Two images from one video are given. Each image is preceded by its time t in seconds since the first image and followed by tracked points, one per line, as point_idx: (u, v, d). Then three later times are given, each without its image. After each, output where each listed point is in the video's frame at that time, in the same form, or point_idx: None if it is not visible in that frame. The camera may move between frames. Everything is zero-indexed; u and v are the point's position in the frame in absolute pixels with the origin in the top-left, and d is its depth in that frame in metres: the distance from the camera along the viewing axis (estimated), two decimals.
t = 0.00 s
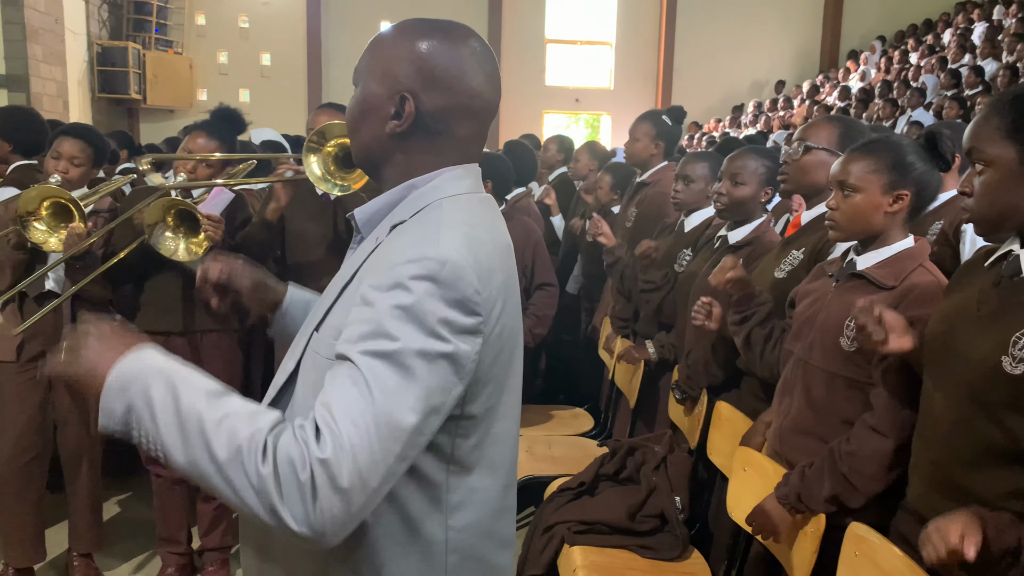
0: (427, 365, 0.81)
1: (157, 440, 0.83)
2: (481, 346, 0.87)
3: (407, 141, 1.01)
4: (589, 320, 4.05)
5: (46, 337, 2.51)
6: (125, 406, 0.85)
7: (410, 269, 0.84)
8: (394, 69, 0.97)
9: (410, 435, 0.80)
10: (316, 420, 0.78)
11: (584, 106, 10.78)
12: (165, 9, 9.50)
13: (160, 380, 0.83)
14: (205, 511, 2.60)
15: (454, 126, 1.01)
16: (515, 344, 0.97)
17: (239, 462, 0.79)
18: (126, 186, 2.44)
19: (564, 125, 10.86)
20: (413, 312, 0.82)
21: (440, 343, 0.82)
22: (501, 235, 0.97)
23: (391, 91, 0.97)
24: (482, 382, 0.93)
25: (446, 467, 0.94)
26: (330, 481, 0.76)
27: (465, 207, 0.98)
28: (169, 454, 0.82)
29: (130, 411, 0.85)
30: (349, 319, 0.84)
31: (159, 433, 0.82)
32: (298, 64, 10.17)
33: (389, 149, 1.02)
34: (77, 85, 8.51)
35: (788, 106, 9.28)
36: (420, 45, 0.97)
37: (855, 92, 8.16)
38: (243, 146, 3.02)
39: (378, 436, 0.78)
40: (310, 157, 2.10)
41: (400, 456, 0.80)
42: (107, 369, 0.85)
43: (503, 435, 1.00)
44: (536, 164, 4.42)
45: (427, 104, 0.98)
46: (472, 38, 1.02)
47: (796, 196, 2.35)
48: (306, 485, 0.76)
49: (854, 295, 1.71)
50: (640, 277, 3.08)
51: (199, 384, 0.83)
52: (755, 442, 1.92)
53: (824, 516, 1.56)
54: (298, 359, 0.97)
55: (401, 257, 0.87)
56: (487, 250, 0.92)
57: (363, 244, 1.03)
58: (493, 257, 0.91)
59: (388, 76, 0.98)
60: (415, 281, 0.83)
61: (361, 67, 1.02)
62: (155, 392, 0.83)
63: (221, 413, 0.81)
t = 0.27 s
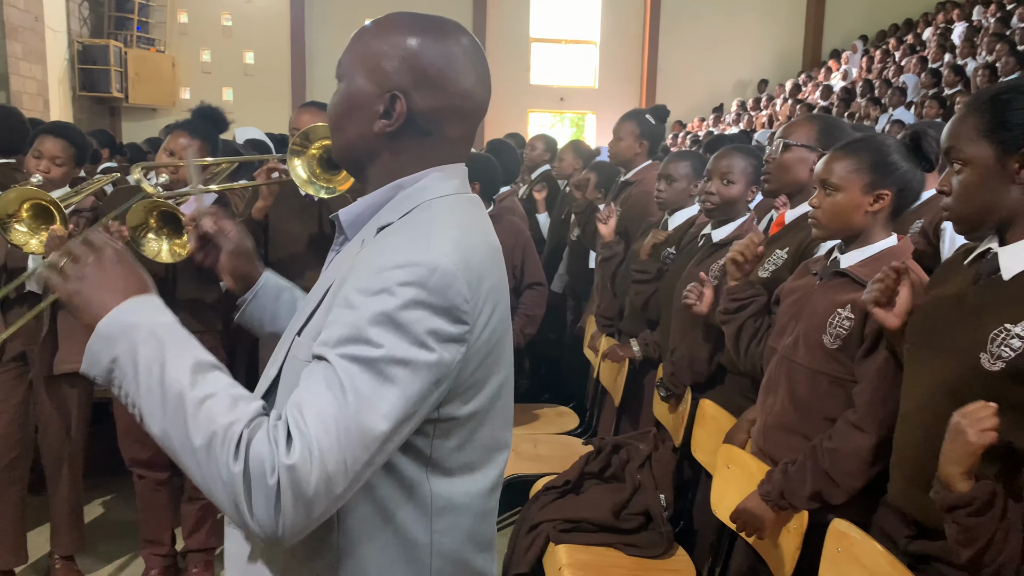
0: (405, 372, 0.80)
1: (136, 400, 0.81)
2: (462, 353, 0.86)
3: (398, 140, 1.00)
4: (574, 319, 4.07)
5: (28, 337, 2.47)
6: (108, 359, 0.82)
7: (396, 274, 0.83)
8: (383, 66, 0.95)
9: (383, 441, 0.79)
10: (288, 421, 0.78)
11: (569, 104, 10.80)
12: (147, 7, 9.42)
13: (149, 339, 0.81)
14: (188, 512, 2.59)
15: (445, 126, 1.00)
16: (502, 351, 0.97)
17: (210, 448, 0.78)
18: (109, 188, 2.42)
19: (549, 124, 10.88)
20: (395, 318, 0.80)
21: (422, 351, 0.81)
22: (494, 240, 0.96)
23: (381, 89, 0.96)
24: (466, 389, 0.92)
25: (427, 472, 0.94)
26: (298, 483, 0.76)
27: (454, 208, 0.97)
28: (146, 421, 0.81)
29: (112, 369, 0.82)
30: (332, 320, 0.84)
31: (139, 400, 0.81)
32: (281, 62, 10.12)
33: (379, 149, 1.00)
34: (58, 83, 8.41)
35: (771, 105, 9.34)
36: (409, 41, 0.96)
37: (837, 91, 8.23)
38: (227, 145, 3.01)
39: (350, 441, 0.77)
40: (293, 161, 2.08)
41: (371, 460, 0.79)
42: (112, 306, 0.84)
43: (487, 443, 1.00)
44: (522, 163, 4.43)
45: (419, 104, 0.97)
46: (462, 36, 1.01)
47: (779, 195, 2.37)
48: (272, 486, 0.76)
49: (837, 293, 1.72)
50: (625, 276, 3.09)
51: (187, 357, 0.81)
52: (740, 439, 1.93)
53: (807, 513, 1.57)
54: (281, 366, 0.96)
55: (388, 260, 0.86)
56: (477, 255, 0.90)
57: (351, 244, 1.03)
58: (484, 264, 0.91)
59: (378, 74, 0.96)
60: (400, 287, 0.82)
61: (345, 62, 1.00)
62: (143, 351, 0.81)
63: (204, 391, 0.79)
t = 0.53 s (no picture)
0: (397, 383, 0.76)
1: (94, 479, 0.73)
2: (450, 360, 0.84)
3: (373, 142, 0.99)
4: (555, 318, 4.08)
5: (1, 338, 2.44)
6: (57, 445, 0.74)
7: (377, 283, 0.80)
8: (350, 67, 0.95)
9: (379, 457, 0.75)
10: (275, 448, 0.72)
11: (550, 104, 10.80)
12: (123, 4, 9.26)
13: (98, 414, 0.74)
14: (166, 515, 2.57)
15: (421, 124, 1.00)
16: (485, 355, 0.94)
17: (189, 494, 0.72)
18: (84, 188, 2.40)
19: (530, 123, 10.88)
20: (380, 328, 0.77)
21: (410, 358, 0.78)
22: (472, 242, 0.95)
23: (351, 92, 0.95)
24: (453, 398, 0.89)
25: (417, 485, 0.91)
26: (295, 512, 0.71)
27: (429, 211, 0.96)
28: (108, 494, 0.73)
29: (65, 450, 0.74)
30: (310, 336, 0.80)
31: (97, 472, 0.73)
32: (261, 61, 10.04)
33: (355, 151, 1.00)
34: (32, 81, 8.21)
35: (750, 105, 9.40)
36: (373, 37, 0.95)
37: (815, 91, 8.30)
38: (205, 144, 2.98)
39: (345, 461, 0.72)
40: (272, 158, 2.07)
41: (369, 479, 0.75)
42: (43, 405, 0.74)
43: (473, 449, 0.97)
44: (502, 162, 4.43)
45: (392, 103, 0.97)
46: (429, 31, 1.01)
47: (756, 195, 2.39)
48: (263, 517, 0.70)
49: (818, 292, 1.74)
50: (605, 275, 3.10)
51: (142, 418, 0.75)
52: (719, 436, 1.94)
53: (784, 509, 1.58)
54: (258, 384, 0.93)
55: (367, 269, 0.83)
56: (458, 259, 0.89)
57: (325, 253, 1.01)
58: (464, 267, 0.89)
59: (346, 76, 0.95)
60: (382, 295, 0.79)
61: (309, 65, 0.98)
62: (95, 427, 0.73)
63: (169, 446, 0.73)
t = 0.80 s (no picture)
0: (352, 381, 0.74)
1: (44, 399, 0.72)
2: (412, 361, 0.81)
3: (376, 138, 0.98)
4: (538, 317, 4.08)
5: None
6: (15, 346, 0.72)
7: (344, 277, 0.78)
8: (357, 62, 0.92)
9: (323, 455, 0.73)
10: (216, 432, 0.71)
11: (533, 103, 10.81)
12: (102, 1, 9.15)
13: (64, 333, 0.71)
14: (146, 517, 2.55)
15: (426, 123, 1.01)
16: (454, 358, 0.92)
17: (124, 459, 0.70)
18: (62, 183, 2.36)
19: (513, 123, 10.88)
20: (342, 324, 0.75)
21: (369, 359, 0.75)
22: (450, 244, 0.92)
23: (362, 87, 0.93)
24: (415, 400, 0.87)
25: (374, 485, 0.89)
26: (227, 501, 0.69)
27: (410, 210, 0.94)
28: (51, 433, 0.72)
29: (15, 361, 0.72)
30: (271, 326, 0.78)
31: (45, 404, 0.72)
32: (242, 60, 9.96)
33: (355, 148, 0.97)
34: (9, 78, 8.08)
35: (732, 105, 9.46)
36: (387, 35, 0.94)
37: (795, 91, 8.36)
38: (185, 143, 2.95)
39: (285, 454, 0.70)
40: (252, 158, 2.04)
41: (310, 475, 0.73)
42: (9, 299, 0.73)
43: (437, 453, 0.95)
44: (485, 162, 4.42)
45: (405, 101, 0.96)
46: (422, 29, 1.01)
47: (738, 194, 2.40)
48: (198, 501, 0.69)
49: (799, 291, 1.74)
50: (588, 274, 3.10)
51: (105, 349, 0.72)
52: (701, 435, 1.95)
53: (766, 507, 1.59)
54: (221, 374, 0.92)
55: (337, 264, 0.80)
56: (430, 259, 0.86)
57: (300, 250, 0.98)
58: (436, 268, 0.86)
59: (356, 70, 0.93)
60: (348, 291, 0.77)
61: (301, 51, 0.93)
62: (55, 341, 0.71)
63: (129, 387, 0.71)
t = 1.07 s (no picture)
0: (356, 404, 0.75)
1: (42, 504, 0.73)
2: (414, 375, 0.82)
3: (362, 142, 0.98)
4: (520, 316, 4.09)
5: None
6: (5, 471, 0.74)
7: (337, 296, 0.78)
8: (348, 65, 0.93)
9: (338, 477, 0.74)
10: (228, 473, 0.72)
11: (516, 103, 10.80)
12: None
13: (42, 439, 0.73)
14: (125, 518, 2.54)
15: (410, 123, 1.02)
16: (449, 363, 0.93)
17: (136, 526, 0.72)
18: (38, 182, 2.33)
19: (495, 122, 10.87)
20: (341, 346, 0.75)
21: (372, 377, 0.76)
22: (436, 248, 0.92)
23: (353, 92, 0.94)
24: (416, 410, 0.88)
25: (381, 497, 0.90)
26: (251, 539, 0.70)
27: (392, 216, 0.94)
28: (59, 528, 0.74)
29: (12, 477, 0.74)
30: (268, 349, 0.78)
31: (44, 502, 0.73)
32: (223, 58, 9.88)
33: (342, 152, 0.97)
34: None
35: (713, 105, 9.51)
36: (379, 40, 0.95)
37: (776, 92, 8.41)
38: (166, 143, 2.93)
39: (301, 485, 0.72)
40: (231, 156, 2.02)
41: (327, 501, 0.74)
42: None
43: (437, 456, 0.97)
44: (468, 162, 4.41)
45: (394, 104, 0.97)
46: (398, 31, 1.01)
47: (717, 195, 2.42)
48: (212, 546, 0.70)
49: (778, 292, 1.76)
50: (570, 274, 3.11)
51: (87, 442, 0.74)
52: (681, 434, 1.96)
53: (745, 505, 1.60)
54: (214, 393, 0.92)
55: (327, 280, 0.80)
56: (422, 270, 0.86)
57: (285, 257, 0.98)
58: (428, 275, 0.87)
59: (345, 74, 0.93)
60: (342, 311, 0.77)
61: (280, 55, 0.92)
62: (39, 454, 0.73)
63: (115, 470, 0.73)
